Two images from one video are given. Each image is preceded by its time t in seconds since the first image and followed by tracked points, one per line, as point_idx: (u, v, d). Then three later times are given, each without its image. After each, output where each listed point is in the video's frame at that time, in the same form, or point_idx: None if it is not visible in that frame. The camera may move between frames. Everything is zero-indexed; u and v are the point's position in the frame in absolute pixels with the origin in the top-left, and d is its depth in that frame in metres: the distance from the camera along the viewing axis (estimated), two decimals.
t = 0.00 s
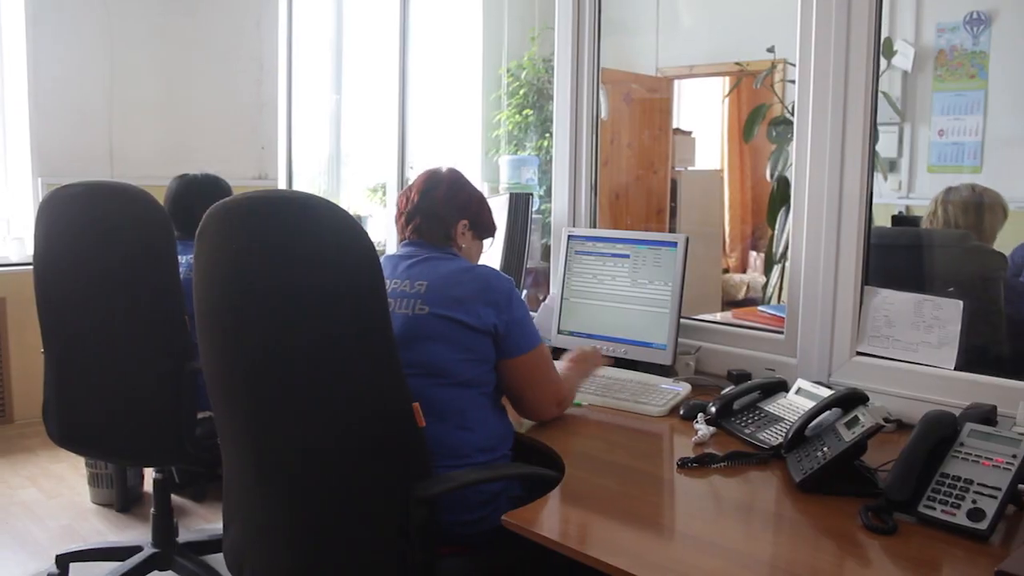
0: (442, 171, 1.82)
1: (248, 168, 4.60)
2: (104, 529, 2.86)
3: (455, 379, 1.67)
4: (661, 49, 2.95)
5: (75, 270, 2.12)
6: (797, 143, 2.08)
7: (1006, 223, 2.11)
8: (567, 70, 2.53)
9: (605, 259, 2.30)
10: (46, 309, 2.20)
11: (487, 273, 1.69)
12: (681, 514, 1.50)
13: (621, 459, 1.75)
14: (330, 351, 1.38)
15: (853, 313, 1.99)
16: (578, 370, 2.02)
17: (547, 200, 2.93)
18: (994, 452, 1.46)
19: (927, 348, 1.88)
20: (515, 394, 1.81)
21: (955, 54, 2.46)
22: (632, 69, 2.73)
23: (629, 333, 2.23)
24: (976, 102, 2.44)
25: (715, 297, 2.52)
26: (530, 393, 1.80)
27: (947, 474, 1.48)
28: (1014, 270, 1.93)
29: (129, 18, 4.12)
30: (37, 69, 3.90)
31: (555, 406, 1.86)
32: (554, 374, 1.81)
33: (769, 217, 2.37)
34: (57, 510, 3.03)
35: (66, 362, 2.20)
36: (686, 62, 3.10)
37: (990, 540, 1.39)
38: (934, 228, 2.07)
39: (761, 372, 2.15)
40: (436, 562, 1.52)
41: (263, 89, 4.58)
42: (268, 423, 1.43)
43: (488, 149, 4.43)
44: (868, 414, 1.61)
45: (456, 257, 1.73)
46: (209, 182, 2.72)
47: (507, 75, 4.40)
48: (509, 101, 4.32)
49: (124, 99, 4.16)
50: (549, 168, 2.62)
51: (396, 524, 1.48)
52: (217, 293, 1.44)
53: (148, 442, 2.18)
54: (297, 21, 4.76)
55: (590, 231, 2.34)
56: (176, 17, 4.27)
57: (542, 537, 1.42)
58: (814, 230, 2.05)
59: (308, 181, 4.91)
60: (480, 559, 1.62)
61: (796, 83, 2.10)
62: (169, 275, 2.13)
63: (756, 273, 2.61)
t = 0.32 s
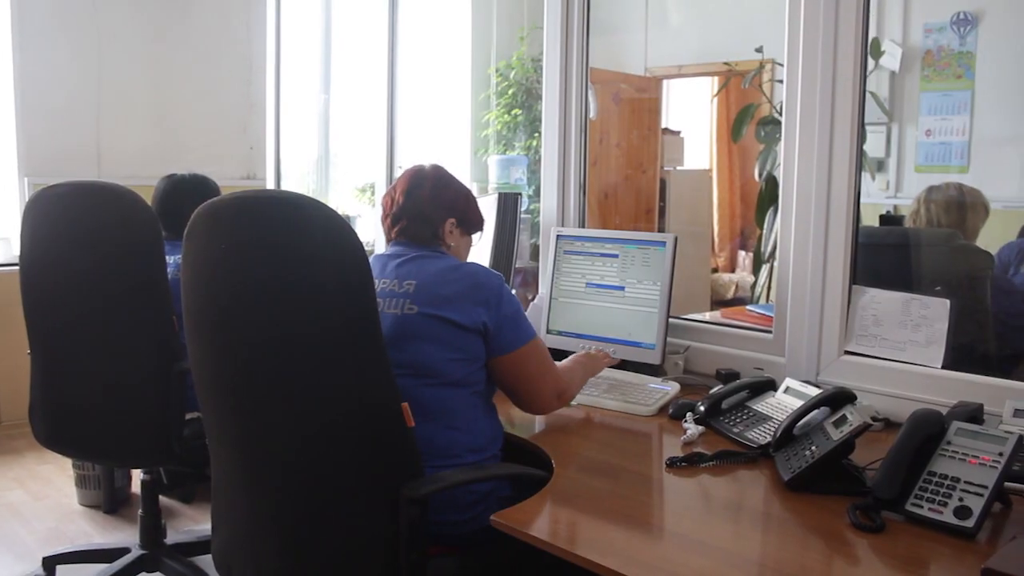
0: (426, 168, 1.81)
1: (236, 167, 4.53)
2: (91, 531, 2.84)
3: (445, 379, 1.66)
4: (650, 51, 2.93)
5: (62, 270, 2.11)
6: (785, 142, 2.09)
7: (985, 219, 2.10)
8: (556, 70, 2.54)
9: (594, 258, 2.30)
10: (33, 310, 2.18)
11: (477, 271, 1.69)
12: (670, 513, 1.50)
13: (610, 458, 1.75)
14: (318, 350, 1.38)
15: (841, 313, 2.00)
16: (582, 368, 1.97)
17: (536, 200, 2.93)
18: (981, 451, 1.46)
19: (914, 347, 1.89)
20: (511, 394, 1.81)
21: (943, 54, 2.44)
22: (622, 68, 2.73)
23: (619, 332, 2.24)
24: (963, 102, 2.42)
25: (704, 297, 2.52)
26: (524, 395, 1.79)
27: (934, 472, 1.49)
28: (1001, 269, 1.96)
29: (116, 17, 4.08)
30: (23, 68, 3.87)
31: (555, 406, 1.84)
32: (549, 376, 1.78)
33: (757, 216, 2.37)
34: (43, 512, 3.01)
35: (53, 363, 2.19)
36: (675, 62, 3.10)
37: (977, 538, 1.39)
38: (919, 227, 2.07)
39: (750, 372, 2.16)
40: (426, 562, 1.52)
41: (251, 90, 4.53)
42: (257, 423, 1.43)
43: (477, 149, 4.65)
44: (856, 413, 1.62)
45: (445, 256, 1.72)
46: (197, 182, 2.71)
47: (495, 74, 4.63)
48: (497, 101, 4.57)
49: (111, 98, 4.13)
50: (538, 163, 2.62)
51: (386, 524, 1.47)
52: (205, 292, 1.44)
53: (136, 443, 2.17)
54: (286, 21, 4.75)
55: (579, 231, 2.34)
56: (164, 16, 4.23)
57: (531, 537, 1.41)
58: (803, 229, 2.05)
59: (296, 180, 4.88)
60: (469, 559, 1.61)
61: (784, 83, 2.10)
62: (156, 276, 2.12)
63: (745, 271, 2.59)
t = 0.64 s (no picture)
0: (410, 168, 1.79)
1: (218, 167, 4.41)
2: (71, 535, 2.82)
3: (422, 385, 1.66)
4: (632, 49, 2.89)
5: (40, 271, 2.09)
6: (766, 142, 2.10)
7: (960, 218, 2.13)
8: (537, 70, 2.54)
9: (575, 258, 2.30)
10: (11, 311, 2.16)
11: (460, 278, 1.69)
12: (652, 512, 1.50)
13: (593, 457, 1.75)
14: (297, 351, 1.37)
15: (822, 311, 2.00)
16: (551, 391, 1.96)
17: (518, 200, 2.93)
18: (960, 448, 1.47)
19: (894, 345, 1.90)
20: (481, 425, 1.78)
21: (922, 54, 2.49)
22: (604, 68, 2.74)
23: (600, 332, 2.24)
24: (942, 102, 2.48)
25: (685, 297, 2.52)
26: (499, 423, 1.76)
27: (914, 469, 1.50)
28: (980, 266, 1.98)
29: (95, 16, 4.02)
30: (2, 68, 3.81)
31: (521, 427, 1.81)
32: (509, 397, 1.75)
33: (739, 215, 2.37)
34: (22, 516, 2.98)
35: (31, 365, 2.16)
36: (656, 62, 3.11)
37: (956, 534, 1.40)
38: (896, 226, 2.09)
39: (731, 370, 2.17)
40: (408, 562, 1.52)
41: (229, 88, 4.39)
42: (236, 424, 1.42)
43: (457, 148, 4.81)
44: (837, 411, 1.63)
45: (431, 260, 1.72)
46: (178, 182, 2.69)
47: (477, 74, 4.81)
48: (479, 101, 4.73)
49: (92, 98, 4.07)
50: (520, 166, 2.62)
51: (367, 525, 1.47)
52: (183, 293, 1.43)
53: (116, 445, 2.15)
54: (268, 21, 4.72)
55: (561, 231, 2.34)
56: (146, 12, 4.10)
57: (513, 537, 1.41)
58: (784, 228, 2.06)
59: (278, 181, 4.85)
60: (452, 560, 1.61)
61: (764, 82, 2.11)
62: (136, 276, 2.10)
63: (727, 271, 2.58)
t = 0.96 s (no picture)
0: (402, 170, 1.77)
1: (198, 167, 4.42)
2: (49, 538, 2.79)
3: (406, 390, 1.65)
4: (614, 49, 2.93)
5: (17, 271, 2.07)
6: (746, 141, 2.10)
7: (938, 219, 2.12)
8: (518, 69, 2.54)
9: (556, 257, 2.30)
10: None
11: (450, 283, 1.68)
12: (634, 511, 1.50)
13: (574, 457, 1.75)
14: (278, 352, 1.36)
15: (802, 308, 2.02)
16: (541, 393, 1.96)
17: (499, 200, 2.92)
18: (938, 445, 1.48)
19: (873, 343, 1.92)
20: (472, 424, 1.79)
21: (900, 54, 2.46)
22: (583, 67, 2.72)
23: (582, 332, 2.24)
24: (921, 101, 2.45)
25: (666, 296, 2.53)
26: (489, 425, 1.77)
27: (893, 466, 1.51)
28: (957, 265, 1.97)
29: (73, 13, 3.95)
30: None
31: (511, 430, 1.80)
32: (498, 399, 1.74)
33: (719, 214, 2.36)
34: None
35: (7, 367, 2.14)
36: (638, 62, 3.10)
37: (934, 531, 1.41)
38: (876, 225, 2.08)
39: (712, 368, 2.17)
40: (389, 563, 1.51)
41: (210, 89, 4.38)
42: (216, 428, 1.41)
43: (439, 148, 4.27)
44: (816, 410, 1.63)
45: (422, 264, 1.71)
46: (157, 182, 2.67)
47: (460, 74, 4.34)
48: (460, 100, 4.27)
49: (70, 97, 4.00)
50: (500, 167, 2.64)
51: (348, 526, 1.46)
52: (160, 294, 1.42)
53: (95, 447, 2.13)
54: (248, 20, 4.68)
55: (541, 230, 2.35)
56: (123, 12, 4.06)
57: (496, 538, 1.41)
58: (763, 228, 2.07)
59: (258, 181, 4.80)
60: (433, 560, 1.61)
61: (744, 82, 2.12)
62: (114, 277, 2.09)
63: (708, 269, 2.59)
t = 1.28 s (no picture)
0: (385, 169, 1.74)
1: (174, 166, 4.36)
2: (25, 542, 2.76)
3: (389, 392, 1.65)
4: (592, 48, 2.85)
5: None
6: (724, 140, 2.11)
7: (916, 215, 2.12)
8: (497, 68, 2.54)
9: (535, 256, 2.30)
10: None
11: (434, 283, 1.67)
12: (614, 509, 1.51)
13: (555, 456, 1.75)
14: (256, 354, 1.36)
15: (780, 306, 2.03)
16: (521, 391, 1.95)
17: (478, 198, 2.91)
18: (914, 441, 1.49)
19: (851, 341, 1.94)
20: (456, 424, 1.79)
21: (877, 54, 2.49)
22: (564, 65, 2.72)
23: (561, 332, 2.24)
24: (898, 101, 2.46)
25: (646, 295, 2.52)
26: (470, 424, 1.76)
27: (870, 463, 1.51)
28: (933, 264, 1.98)
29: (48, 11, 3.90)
30: None
31: (490, 429, 1.79)
32: (479, 399, 1.74)
33: (697, 212, 2.36)
34: None
35: None
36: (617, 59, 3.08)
37: (911, 526, 1.42)
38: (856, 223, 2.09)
39: (691, 367, 2.18)
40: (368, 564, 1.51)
41: (189, 87, 4.37)
42: (194, 432, 1.40)
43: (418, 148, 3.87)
44: (795, 407, 1.64)
45: (407, 263, 1.70)
46: (134, 181, 2.65)
47: (438, 73, 3.92)
48: (439, 99, 3.84)
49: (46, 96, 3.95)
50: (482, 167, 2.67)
51: (328, 528, 1.45)
52: (138, 295, 1.40)
53: (71, 449, 2.11)
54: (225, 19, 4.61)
55: (520, 229, 2.35)
56: (101, 11, 3.99)
57: (476, 537, 1.41)
58: (742, 227, 2.08)
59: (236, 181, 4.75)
60: (413, 560, 1.61)
61: (722, 81, 2.12)
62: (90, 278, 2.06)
63: (687, 267, 2.54)
